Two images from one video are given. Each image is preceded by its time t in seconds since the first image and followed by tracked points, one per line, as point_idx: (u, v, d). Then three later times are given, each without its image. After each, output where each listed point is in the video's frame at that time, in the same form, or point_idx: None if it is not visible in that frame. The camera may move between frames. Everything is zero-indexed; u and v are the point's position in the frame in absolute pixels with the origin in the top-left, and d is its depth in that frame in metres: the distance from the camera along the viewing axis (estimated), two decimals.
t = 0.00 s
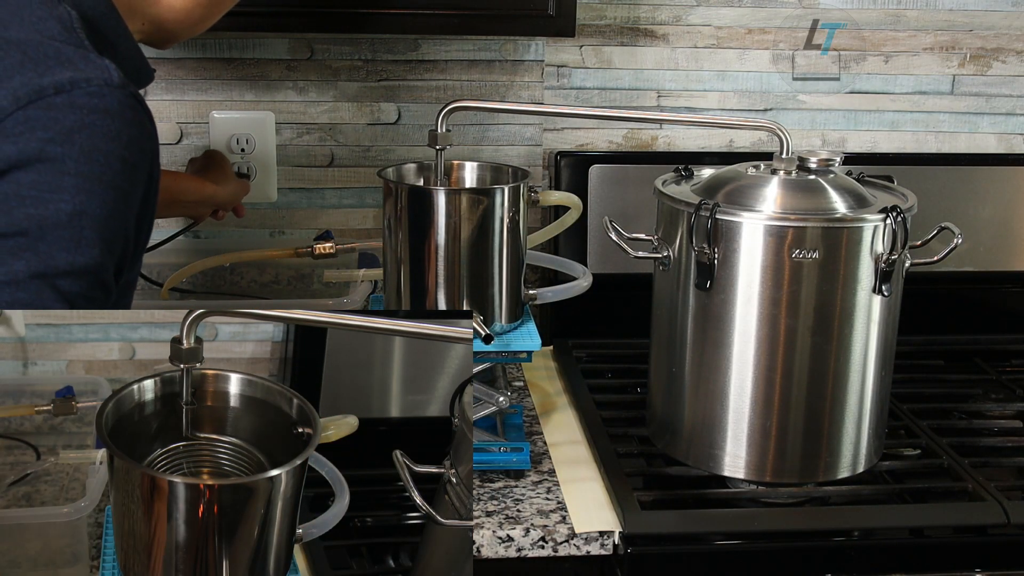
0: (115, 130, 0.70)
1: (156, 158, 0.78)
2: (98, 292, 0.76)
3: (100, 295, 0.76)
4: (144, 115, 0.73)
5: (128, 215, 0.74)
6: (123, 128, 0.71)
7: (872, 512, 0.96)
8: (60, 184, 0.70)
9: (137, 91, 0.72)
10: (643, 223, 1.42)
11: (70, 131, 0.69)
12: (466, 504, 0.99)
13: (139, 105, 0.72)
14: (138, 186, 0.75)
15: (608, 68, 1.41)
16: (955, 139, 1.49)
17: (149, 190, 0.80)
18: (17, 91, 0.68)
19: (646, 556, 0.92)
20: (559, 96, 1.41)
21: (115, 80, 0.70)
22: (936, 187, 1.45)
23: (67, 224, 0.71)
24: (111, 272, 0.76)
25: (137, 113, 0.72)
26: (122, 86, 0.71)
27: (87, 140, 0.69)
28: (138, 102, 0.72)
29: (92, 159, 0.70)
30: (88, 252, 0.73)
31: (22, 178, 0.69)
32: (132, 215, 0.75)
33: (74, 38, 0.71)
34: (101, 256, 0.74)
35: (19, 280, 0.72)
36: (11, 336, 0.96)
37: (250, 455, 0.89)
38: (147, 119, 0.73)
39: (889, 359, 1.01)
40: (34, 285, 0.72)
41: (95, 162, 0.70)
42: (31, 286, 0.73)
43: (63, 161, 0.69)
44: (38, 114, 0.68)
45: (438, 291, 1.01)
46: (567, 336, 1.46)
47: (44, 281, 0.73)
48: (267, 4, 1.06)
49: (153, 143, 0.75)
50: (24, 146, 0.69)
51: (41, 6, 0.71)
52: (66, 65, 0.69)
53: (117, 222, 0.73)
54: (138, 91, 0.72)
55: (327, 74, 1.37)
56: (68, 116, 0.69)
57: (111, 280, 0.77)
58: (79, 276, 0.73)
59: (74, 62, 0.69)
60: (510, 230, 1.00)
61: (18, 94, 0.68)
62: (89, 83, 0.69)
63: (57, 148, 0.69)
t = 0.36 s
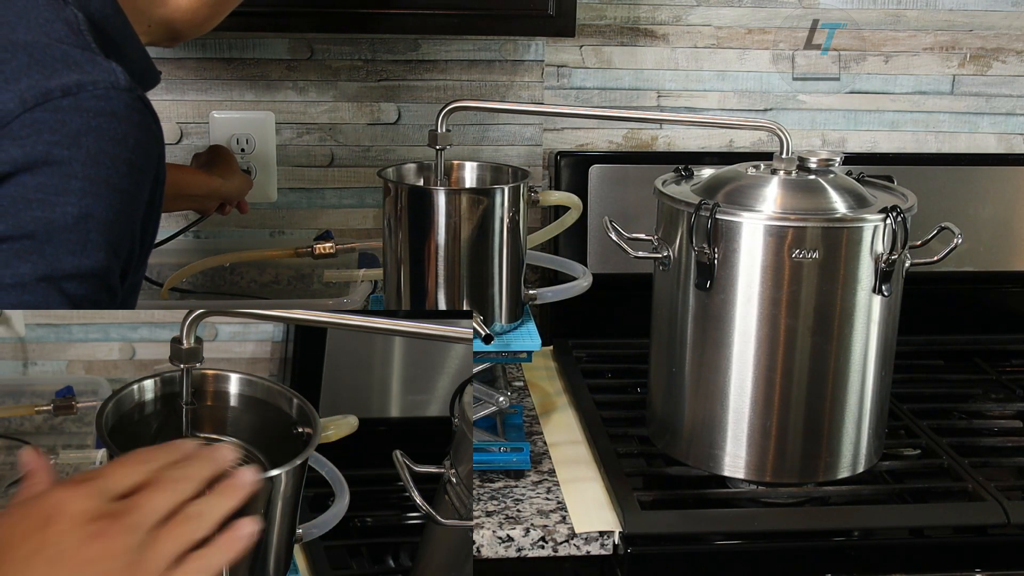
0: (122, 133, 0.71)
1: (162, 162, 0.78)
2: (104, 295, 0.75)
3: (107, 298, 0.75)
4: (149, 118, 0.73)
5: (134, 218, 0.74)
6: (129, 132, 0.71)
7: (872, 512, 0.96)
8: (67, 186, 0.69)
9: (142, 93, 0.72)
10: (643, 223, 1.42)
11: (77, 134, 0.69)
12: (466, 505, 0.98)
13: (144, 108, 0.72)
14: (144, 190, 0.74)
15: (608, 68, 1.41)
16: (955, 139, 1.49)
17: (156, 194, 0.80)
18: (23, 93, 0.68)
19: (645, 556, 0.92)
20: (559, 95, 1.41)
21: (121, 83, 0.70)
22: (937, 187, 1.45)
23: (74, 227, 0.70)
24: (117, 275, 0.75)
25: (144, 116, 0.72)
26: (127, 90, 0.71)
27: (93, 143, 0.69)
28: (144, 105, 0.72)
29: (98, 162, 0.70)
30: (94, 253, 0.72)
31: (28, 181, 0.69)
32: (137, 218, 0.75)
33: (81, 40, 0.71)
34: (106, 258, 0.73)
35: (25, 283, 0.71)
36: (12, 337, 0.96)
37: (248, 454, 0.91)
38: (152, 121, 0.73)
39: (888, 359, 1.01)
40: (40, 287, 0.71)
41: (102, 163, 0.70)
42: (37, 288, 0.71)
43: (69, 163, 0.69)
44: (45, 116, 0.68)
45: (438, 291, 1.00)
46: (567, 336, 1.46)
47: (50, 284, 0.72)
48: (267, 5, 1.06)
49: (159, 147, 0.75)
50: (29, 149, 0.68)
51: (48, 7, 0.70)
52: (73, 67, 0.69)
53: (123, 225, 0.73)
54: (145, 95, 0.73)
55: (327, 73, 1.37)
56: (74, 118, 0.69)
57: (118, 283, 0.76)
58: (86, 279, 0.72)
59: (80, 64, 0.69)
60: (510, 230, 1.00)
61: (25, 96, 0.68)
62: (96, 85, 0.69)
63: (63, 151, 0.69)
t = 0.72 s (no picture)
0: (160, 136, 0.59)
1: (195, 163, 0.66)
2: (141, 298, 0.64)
3: (142, 304, 0.63)
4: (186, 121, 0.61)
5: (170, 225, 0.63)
6: (167, 137, 0.59)
7: (872, 512, 0.97)
8: (102, 188, 0.58)
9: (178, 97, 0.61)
10: (643, 223, 1.42)
11: (113, 135, 0.57)
12: (466, 504, 1.00)
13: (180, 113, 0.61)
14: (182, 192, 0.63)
15: (608, 68, 1.41)
16: (955, 139, 1.49)
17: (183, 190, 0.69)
18: (58, 96, 0.57)
19: (645, 556, 0.92)
20: (559, 95, 1.41)
21: (156, 85, 0.59)
22: (937, 187, 1.45)
23: (111, 230, 0.59)
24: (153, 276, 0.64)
25: (179, 119, 0.60)
26: (166, 94, 0.59)
27: (129, 147, 0.58)
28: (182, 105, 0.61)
29: (133, 166, 0.58)
30: (130, 257, 0.61)
31: (65, 183, 0.58)
32: (174, 220, 0.63)
33: (114, 43, 0.59)
34: (146, 259, 0.62)
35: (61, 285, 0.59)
36: (11, 337, 0.96)
37: (250, 454, 0.89)
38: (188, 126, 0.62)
39: (889, 359, 1.01)
40: (77, 289, 0.60)
41: (140, 165, 0.59)
42: (74, 290, 0.60)
43: (104, 166, 0.58)
44: (80, 120, 0.57)
45: (439, 292, 1.01)
46: (567, 336, 1.46)
47: (87, 285, 0.60)
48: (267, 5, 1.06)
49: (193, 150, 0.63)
50: (64, 152, 0.57)
51: (77, 9, 0.59)
52: (106, 69, 0.58)
53: (161, 230, 0.61)
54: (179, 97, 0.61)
55: (327, 74, 1.37)
56: (108, 122, 0.57)
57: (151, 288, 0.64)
58: (121, 282, 0.61)
59: (111, 66, 0.58)
60: (510, 230, 1.00)
61: (61, 98, 0.57)
62: (131, 89, 0.58)
63: (101, 153, 0.57)
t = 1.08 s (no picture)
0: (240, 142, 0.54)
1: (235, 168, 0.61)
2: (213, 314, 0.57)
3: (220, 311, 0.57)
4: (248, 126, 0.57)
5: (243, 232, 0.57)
6: (244, 143, 0.55)
7: (872, 512, 0.97)
8: (189, 194, 0.52)
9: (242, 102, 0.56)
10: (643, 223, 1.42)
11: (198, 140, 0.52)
12: (466, 505, 1.00)
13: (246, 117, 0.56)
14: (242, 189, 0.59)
15: (608, 68, 1.41)
16: (955, 139, 1.49)
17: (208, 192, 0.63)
18: (139, 99, 0.51)
19: (645, 556, 0.92)
20: (559, 95, 1.41)
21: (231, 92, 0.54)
22: (938, 187, 1.44)
23: (201, 235, 0.53)
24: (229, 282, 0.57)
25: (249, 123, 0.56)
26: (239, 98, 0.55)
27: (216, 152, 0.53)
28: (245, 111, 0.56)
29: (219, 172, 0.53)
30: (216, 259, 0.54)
31: (156, 188, 0.51)
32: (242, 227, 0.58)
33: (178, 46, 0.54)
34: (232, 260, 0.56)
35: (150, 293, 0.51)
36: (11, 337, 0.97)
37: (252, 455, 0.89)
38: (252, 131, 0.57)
39: (888, 359, 1.01)
40: (168, 294, 0.52)
41: (224, 169, 0.53)
42: (165, 295, 0.52)
43: (195, 171, 0.52)
44: (166, 123, 0.51)
45: (439, 292, 1.01)
46: (566, 336, 1.46)
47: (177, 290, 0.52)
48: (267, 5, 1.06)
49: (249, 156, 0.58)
50: (152, 156, 0.51)
51: (144, 17, 0.53)
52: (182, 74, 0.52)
53: (239, 230, 0.56)
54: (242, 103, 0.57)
55: (327, 73, 1.37)
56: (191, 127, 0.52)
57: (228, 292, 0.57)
58: (207, 284, 0.54)
59: (185, 71, 0.52)
60: (510, 230, 1.01)
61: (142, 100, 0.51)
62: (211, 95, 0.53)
63: (189, 159, 0.52)
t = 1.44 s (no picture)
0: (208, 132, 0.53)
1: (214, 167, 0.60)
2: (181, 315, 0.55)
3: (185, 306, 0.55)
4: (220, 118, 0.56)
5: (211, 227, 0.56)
6: (213, 131, 0.53)
7: (872, 513, 0.97)
8: (151, 180, 0.50)
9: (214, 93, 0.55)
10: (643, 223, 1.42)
11: (163, 126, 0.51)
12: (467, 505, 1.00)
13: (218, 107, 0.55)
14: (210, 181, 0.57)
15: (608, 68, 1.41)
16: (955, 139, 1.49)
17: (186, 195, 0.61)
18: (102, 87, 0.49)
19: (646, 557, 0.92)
20: (559, 95, 1.41)
21: (199, 79, 0.53)
22: (938, 187, 1.44)
23: (163, 224, 0.51)
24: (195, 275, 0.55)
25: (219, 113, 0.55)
26: (208, 87, 0.54)
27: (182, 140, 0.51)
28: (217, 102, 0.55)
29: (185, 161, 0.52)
30: (179, 249, 0.52)
31: (118, 175, 0.50)
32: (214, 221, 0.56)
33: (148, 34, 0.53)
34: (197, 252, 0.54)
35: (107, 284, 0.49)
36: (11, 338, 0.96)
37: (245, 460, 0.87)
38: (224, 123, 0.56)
39: (889, 359, 1.01)
40: (129, 285, 0.50)
41: (190, 156, 0.52)
42: (123, 284, 0.50)
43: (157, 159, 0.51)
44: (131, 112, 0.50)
45: (438, 292, 1.01)
46: (566, 336, 1.46)
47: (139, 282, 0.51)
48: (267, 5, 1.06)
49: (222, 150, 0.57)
50: (114, 143, 0.49)
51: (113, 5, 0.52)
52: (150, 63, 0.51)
53: (207, 219, 0.54)
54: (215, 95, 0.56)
55: (327, 74, 1.37)
56: (157, 112, 0.51)
57: (196, 288, 0.56)
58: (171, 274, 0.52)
59: (154, 60, 0.51)
60: (510, 230, 1.01)
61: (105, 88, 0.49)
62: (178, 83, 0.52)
63: (153, 145, 0.50)
